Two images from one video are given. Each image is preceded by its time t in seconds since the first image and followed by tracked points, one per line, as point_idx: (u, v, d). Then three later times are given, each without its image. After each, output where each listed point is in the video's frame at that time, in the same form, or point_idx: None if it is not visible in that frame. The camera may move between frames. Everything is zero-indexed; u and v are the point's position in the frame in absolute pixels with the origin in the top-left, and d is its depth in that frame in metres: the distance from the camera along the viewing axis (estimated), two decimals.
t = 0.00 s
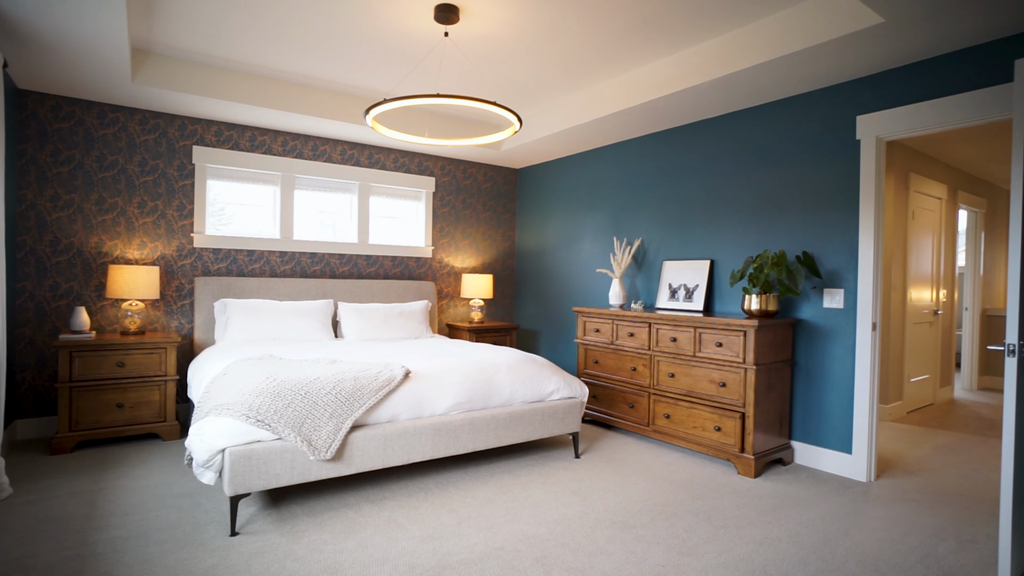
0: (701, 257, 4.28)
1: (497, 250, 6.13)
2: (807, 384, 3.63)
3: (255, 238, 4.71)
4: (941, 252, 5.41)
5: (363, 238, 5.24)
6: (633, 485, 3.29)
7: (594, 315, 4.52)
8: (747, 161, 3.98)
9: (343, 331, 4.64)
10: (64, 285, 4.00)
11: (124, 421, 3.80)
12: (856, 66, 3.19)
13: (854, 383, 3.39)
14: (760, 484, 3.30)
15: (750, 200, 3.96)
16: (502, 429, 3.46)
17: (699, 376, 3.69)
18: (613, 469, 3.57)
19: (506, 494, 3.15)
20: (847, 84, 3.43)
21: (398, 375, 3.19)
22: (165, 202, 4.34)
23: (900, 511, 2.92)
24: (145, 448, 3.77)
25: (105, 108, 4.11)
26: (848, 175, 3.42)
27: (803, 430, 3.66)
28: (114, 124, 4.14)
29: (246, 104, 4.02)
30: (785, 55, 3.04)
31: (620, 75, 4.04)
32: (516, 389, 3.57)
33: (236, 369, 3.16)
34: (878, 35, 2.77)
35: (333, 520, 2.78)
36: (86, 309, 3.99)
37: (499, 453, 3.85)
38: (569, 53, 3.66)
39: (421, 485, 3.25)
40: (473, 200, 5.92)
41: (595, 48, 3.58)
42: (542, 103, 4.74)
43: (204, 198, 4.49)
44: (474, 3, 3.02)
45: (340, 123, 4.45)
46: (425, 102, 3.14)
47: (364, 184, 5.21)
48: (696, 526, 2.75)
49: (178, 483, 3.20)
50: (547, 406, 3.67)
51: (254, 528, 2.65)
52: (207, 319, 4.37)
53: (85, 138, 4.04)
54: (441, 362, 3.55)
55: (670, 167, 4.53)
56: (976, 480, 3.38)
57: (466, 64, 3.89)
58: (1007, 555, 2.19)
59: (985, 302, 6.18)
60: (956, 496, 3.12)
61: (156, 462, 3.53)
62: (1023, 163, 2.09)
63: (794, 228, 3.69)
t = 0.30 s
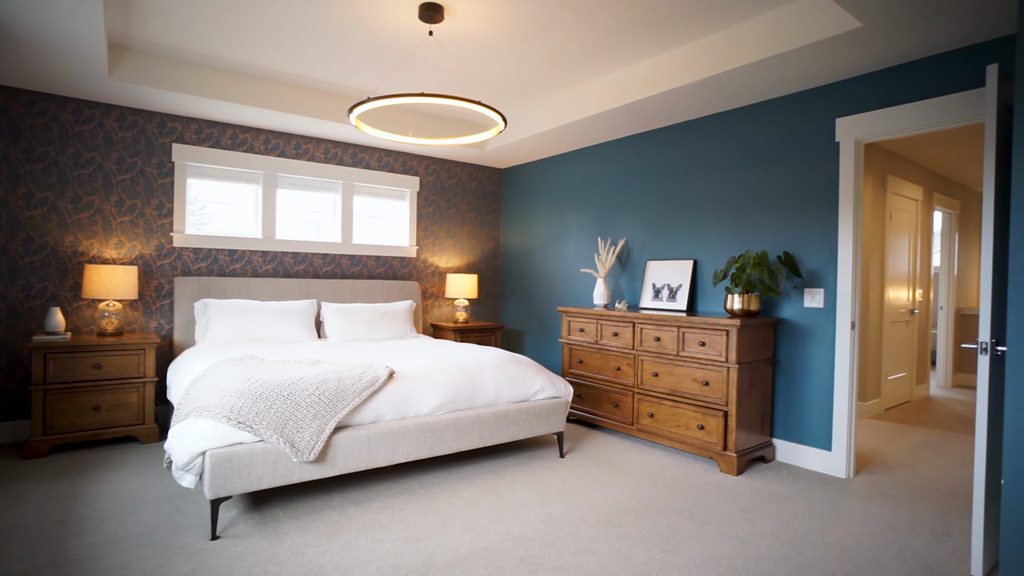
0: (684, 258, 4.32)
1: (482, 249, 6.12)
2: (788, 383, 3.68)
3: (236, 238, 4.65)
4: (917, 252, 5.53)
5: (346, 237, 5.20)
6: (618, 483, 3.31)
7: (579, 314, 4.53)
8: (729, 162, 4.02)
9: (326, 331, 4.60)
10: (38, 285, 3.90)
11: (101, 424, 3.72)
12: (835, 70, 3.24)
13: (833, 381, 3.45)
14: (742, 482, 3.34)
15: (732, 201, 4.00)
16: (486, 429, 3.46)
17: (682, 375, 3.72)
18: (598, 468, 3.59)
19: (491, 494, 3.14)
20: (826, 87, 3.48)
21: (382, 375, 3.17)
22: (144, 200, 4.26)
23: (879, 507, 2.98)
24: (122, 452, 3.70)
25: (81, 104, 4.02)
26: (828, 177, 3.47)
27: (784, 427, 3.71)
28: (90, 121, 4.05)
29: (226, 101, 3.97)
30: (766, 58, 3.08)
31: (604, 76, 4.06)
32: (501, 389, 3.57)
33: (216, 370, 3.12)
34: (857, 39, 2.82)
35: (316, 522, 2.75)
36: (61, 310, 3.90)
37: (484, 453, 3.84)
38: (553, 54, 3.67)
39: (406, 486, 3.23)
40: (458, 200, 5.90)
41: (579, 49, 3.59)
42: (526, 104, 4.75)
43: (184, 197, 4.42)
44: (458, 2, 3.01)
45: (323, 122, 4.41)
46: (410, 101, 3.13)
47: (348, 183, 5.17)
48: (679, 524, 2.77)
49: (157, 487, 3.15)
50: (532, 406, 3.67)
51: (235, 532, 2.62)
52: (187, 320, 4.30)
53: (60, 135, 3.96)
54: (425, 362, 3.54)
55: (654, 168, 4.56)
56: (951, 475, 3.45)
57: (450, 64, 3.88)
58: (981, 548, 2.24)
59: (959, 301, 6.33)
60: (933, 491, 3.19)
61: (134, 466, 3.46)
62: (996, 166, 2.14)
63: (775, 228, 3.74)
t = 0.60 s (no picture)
0: (667, 258, 4.36)
1: (466, 249, 6.11)
2: (769, 381, 3.74)
3: (216, 237, 4.58)
4: (893, 253, 5.64)
5: (329, 237, 5.16)
6: (601, 482, 3.33)
7: (563, 314, 4.55)
8: (711, 163, 4.07)
9: (308, 331, 4.56)
10: (9, 285, 3.81)
11: (76, 427, 3.64)
12: (814, 74, 3.30)
13: (813, 379, 3.50)
14: (724, 480, 3.38)
15: (713, 202, 4.04)
16: (471, 429, 3.45)
17: (665, 374, 3.75)
18: (582, 467, 3.60)
19: (475, 495, 3.14)
20: (805, 91, 3.54)
21: (365, 376, 3.15)
22: (120, 198, 4.18)
23: (857, 502, 3.03)
24: (98, 456, 3.62)
25: (54, 99, 3.93)
26: (807, 178, 3.53)
27: (765, 426, 3.76)
28: (64, 117, 3.96)
29: (206, 98, 3.91)
30: (747, 62, 3.12)
31: (588, 77, 4.08)
32: (485, 389, 3.56)
33: (195, 372, 3.07)
34: (835, 43, 2.86)
35: (298, 525, 2.72)
36: (34, 311, 3.81)
37: (468, 454, 3.83)
38: (538, 55, 3.68)
39: (390, 488, 3.21)
40: (442, 199, 5.88)
41: (563, 50, 3.60)
42: (510, 104, 4.75)
43: (162, 195, 4.35)
44: (442, 1, 3.00)
45: (305, 120, 4.37)
46: (393, 100, 3.11)
47: (330, 182, 5.13)
48: (662, 522, 2.79)
49: (134, 491, 3.09)
50: (516, 406, 3.67)
51: (215, 536, 2.58)
52: (165, 321, 4.22)
53: (33, 130, 3.86)
54: (409, 362, 3.52)
55: (637, 169, 4.60)
56: (926, 471, 3.53)
57: (434, 63, 3.87)
58: (954, 542, 2.29)
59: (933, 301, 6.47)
60: (908, 486, 3.26)
61: (111, 469, 3.39)
62: (968, 168, 2.20)
63: (756, 229, 3.79)
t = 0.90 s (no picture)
0: (651, 258, 4.39)
1: (450, 249, 6.09)
2: (750, 380, 3.78)
3: (196, 236, 4.51)
4: (871, 254, 5.74)
5: (312, 236, 5.11)
6: (585, 482, 3.34)
7: (547, 314, 4.55)
8: (693, 165, 4.10)
9: (290, 332, 4.51)
10: None
11: (51, 431, 3.56)
12: (794, 77, 3.34)
13: (793, 378, 3.55)
14: (706, 478, 3.41)
15: (696, 203, 4.08)
16: (455, 429, 3.44)
17: (649, 374, 3.77)
18: (566, 467, 3.61)
19: (459, 495, 3.13)
20: (785, 93, 3.59)
21: (348, 377, 3.12)
22: (96, 197, 4.10)
23: (836, 498, 3.08)
24: (74, 459, 3.55)
25: (27, 95, 3.83)
26: (787, 180, 3.58)
27: (746, 424, 3.80)
28: (37, 113, 3.87)
29: (186, 95, 3.85)
30: (729, 64, 3.15)
31: (572, 77, 4.09)
32: (469, 389, 3.56)
33: (174, 373, 3.02)
34: (815, 46, 2.90)
35: (280, 528, 2.69)
36: (6, 312, 3.71)
37: (452, 454, 3.82)
38: (522, 55, 3.68)
39: (373, 489, 3.19)
40: (426, 199, 5.86)
41: (547, 51, 3.61)
42: (495, 104, 4.75)
43: (141, 193, 4.27)
44: None
45: (287, 118, 4.32)
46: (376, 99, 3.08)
47: (313, 181, 5.08)
48: (645, 520, 2.81)
49: (110, 495, 3.02)
50: (501, 406, 3.67)
51: (195, 539, 2.54)
52: (143, 321, 4.15)
53: (4, 127, 3.76)
54: (392, 363, 3.50)
55: (621, 170, 4.62)
56: (903, 467, 3.60)
57: (418, 62, 3.85)
58: (929, 536, 2.34)
59: (909, 300, 6.61)
60: (885, 482, 3.33)
61: (86, 474, 3.32)
62: (943, 171, 2.24)
63: (737, 230, 3.83)
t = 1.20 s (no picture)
0: (634, 259, 4.42)
1: (434, 249, 6.07)
2: (732, 379, 3.83)
3: (175, 235, 4.43)
4: (849, 255, 5.84)
5: (294, 236, 5.06)
6: (569, 481, 3.35)
7: (532, 314, 4.56)
8: (676, 166, 4.14)
9: (272, 333, 4.46)
10: None
11: (23, 435, 3.47)
12: (774, 80, 3.39)
13: (774, 377, 3.60)
14: (689, 477, 3.44)
15: (679, 204, 4.12)
16: (439, 430, 3.43)
17: (633, 373, 3.80)
18: (550, 467, 3.62)
19: (443, 496, 3.12)
20: (766, 96, 3.64)
21: (332, 378, 3.09)
22: (72, 195, 4.01)
23: (816, 496, 3.13)
24: (48, 464, 3.46)
25: None
26: (768, 182, 3.63)
27: (728, 423, 3.84)
28: (9, 109, 3.76)
29: (165, 92, 3.79)
30: (711, 67, 3.19)
31: (556, 78, 4.09)
32: (454, 389, 3.55)
33: (152, 375, 2.96)
34: (795, 50, 2.95)
35: (262, 531, 2.65)
36: None
37: (436, 455, 3.81)
38: (507, 55, 3.68)
39: (357, 491, 3.16)
40: (410, 199, 5.83)
41: (532, 52, 3.62)
42: (479, 104, 4.74)
43: (118, 192, 4.19)
44: None
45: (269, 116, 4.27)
46: (360, 98, 3.06)
47: (295, 180, 5.03)
48: (630, 519, 2.82)
49: (85, 500, 2.96)
50: (485, 406, 3.67)
51: (174, 544, 2.49)
52: (120, 322, 4.07)
53: None
54: (375, 363, 3.48)
55: (605, 171, 4.64)
56: (880, 464, 3.67)
57: (402, 61, 3.83)
58: (905, 531, 2.39)
59: (886, 300, 6.74)
60: (863, 479, 3.39)
61: (60, 479, 3.24)
62: (918, 174, 2.29)
63: (720, 231, 3.88)
